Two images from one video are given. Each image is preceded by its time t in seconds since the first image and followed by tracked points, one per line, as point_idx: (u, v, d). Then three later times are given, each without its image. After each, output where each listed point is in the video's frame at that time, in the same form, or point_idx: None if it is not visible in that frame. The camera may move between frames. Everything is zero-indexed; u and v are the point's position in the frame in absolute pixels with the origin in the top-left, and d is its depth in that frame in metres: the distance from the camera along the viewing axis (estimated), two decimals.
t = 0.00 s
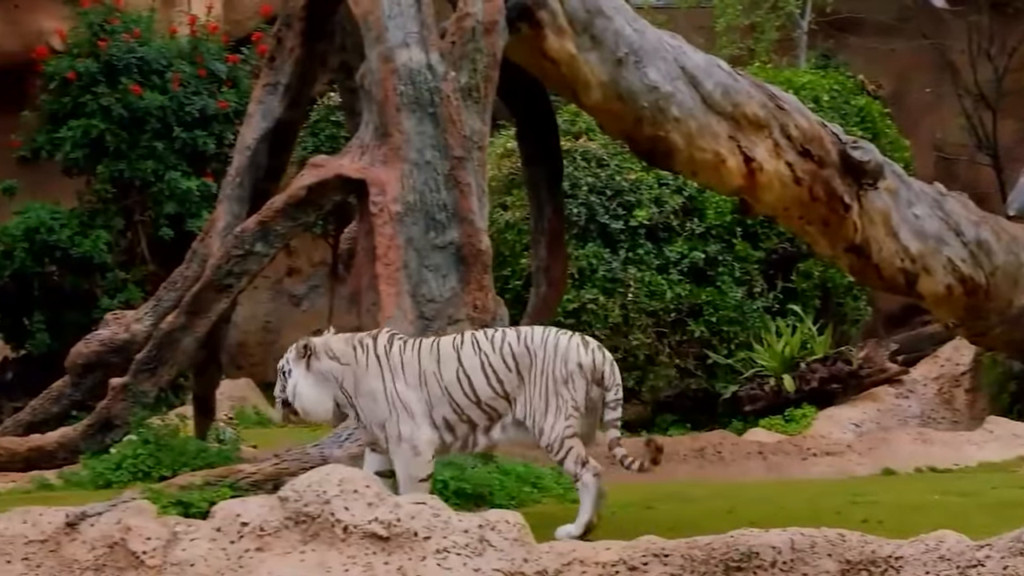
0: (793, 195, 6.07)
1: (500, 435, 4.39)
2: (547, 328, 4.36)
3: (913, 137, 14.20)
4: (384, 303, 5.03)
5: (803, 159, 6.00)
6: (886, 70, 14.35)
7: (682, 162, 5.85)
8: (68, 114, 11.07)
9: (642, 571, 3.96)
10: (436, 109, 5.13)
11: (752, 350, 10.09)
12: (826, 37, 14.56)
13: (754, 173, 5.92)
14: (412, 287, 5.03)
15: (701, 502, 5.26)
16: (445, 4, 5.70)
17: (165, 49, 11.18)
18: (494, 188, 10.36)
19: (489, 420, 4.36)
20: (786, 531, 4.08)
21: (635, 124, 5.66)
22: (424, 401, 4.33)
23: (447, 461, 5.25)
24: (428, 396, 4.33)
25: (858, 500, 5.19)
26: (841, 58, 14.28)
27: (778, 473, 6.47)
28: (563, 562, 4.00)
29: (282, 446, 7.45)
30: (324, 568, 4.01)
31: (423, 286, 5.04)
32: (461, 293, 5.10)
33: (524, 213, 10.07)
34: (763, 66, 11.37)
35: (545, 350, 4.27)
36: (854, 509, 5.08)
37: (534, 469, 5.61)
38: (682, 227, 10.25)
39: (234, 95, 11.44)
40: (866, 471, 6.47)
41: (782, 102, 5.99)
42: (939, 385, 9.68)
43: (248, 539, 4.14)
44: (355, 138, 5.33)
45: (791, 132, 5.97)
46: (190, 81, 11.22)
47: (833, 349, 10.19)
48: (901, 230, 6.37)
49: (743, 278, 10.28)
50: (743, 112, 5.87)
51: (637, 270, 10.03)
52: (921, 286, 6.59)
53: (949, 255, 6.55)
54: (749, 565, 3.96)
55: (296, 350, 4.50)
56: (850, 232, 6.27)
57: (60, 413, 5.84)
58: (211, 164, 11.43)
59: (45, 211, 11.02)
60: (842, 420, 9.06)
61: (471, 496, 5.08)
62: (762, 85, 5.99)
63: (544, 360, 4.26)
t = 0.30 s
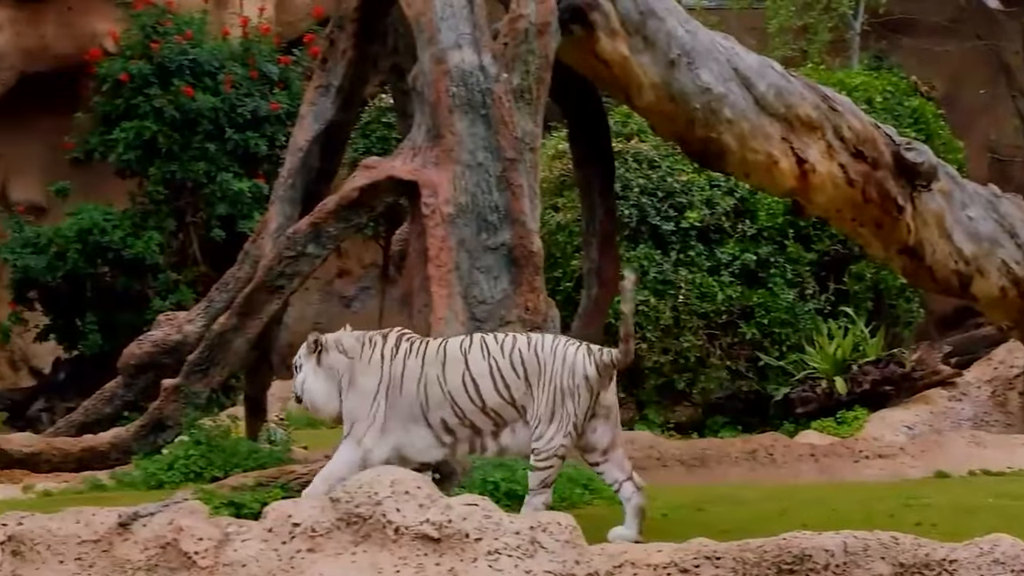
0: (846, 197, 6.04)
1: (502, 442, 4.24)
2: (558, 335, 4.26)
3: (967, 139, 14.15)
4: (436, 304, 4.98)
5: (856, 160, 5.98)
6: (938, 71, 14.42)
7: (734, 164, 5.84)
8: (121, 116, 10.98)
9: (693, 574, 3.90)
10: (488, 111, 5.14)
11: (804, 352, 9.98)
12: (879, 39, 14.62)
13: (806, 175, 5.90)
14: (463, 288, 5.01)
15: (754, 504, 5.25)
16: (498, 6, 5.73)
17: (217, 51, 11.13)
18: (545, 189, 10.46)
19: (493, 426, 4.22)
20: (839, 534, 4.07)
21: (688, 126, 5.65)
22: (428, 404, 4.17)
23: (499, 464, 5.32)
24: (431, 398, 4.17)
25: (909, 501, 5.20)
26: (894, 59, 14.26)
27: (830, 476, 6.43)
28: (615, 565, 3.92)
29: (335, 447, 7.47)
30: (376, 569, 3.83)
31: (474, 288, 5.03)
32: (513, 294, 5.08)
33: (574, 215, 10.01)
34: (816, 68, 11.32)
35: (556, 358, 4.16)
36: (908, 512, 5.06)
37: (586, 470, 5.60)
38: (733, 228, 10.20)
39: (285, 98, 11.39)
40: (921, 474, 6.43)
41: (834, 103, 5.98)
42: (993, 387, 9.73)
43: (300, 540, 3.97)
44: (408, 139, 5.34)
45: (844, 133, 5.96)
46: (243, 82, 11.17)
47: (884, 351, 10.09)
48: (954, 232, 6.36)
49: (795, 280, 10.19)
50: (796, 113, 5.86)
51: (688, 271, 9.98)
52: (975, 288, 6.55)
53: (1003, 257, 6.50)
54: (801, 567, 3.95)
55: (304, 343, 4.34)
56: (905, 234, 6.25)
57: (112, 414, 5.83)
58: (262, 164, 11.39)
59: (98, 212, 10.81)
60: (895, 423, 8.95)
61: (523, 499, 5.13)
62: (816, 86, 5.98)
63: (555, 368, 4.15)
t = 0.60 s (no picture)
0: (892, 198, 6.04)
1: (495, 444, 4.22)
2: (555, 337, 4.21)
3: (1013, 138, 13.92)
4: (479, 306, 4.96)
5: (901, 161, 5.98)
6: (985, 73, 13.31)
7: (778, 165, 5.84)
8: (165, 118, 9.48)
9: None
10: (532, 112, 5.14)
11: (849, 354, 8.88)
12: (924, 41, 13.69)
13: (851, 176, 5.90)
14: (507, 289, 5.01)
15: (796, 506, 5.23)
16: (542, 8, 5.76)
17: (261, 50, 9.55)
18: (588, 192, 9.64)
19: (484, 428, 4.20)
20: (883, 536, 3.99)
21: (733, 127, 5.66)
22: (417, 406, 4.23)
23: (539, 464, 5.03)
24: (422, 401, 4.23)
25: (956, 504, 5.14)
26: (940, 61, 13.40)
27: (875, 479, 6.39)
28: (658, 566, 3.83)
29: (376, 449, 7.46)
30: (419, 570, 3.79)
31: (518, 288, 5.03)
32: (557, 295, 5.06)
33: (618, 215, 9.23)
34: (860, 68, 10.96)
35: (549, 358, 4.12)
36: (953, 514, 5.02)
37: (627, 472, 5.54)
38: (778, 230, 9.35)
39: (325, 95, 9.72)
40: (966, 477, 6.43)
41: (880, 104, 5.97)
42: None
43: (343, 541, 3.91)
44: (451, 141, 5.34)
45: (890, 134, 5.96)
46: (287, 81, 9.54)
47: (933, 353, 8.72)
48: (1000, 234, 6.40)
49: (840, 281, 9.21)
50: (840, 114, 5.85)
51: (731, 273, 9.10)
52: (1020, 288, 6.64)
53: None
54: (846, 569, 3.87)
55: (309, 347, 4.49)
56: (950, 235, 6.29)
57: (155, 415, 5.92)
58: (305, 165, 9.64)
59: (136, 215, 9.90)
60: (938, 427, 7.40)
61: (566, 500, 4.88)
62: (861, 88, 5.97)
63: (548, 367, 4.11)
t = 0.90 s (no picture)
0: (944, 199, 6.07)
1: (496, 442, 4.37)
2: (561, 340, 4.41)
3: None
4: (529, 306, 4.99)
5: (954, 161, 6.00)
6: None
7: (830, 165, 5.83)
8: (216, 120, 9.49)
9: None
10: (582, 113, 5.13)
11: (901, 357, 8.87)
12: (975, 41, 13.65)
13: (904, 176, 5.89)
14: (557, 291, 5.02)
15: (849, 509, 5.19)
16: (592, 8, 5.78)
17: (312, 53, 9.51)
18: (639, 193, 9.53)
19: (487, 426, 4.36)
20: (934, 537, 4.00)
21: (785, 127, 5.64)
22: (424, 400, 4.38)
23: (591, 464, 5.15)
24: (429, 396, 4.38)
25: (1008, 507, 5.12)
26: (993, 61, 13.34)
27: (927, 480, 6.35)
28: (708, 568, 3.85)
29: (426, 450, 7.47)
30: (468, 571, 3.76)
31: (568, 290, 5.05)
32: (607, 296, 5.09)
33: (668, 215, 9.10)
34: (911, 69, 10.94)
35: (556, 360, 4.30)
36: (1007, 515, 4.99)
37: (677, 472, 5.50)
38: (828, 231, 9.35)
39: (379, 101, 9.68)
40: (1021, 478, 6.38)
41: (932, 104, 5.97)
42: None
43: (394, 542, 3.89)
44: (502, 142, 5.35)
45: (943, 135, 5.96)
46: (336, 85, 9.51)
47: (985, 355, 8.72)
48: None
49: (891, 282, 9.19)
50: (893, 114, 5.84)
51: (782, 274, 9.07)
52: None
53: None
54: (898, 571, 3.88)
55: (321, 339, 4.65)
56: (1003, 236, 6.33)
57: (206, 415, 6.01)
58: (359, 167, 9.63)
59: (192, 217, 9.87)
60: (991, 426, 7.27)
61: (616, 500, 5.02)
62: (912, 88, 5.96)
63: (554, 369, 4.30)
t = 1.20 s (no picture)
0: (990, 201, 5.95)
1: (510, 443, 4.41)
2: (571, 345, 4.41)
3: None
4: (573, 307, 5.01)
5: (1000, 161, 5.89)
6: None
7: (875, 166, 5.81)
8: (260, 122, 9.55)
9: None
10: (626, 113, 5.12)
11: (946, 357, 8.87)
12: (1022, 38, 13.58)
13: (949, 177, 5.83)
14: (601, 291, 5.02)
15: (894, 510, 5.17)
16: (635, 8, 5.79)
17: (354, 54, 9.54)
18: (682, 194, 9.54)
19: (500, 427, 4.41)
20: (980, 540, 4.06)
21: (830, 128, 5.69)
22: (439, 401, 4.46)
23: (635, 466, 5.16)
24: (442, 397, 4.46)
25: None
26: None
27: (971, 482, 6.33)
28: (754, 570, 3.84)
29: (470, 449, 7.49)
30: (513, 571, 3.75)
31: (612, 290, 5.04)
32: (651, 296, 5.07)
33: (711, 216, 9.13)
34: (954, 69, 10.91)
35: (563, 365, 4.32)
36: None
37: (721, 473, 5.50)
38: (873, 232, 9.35)
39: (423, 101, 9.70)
40: None
41: (978, 104, 5.91)
42: None
43: (437, 543, 3.87)
44: (545, 142, 5.35)
45: (989, 135, 5.89)
46: (379, 86, 9.48)
47: None
48: None
49: (936, 283, 9.22)
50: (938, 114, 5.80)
51: (826, 275, 9.09)
52: None
53: None
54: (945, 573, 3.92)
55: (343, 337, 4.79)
56: None
57: (249, 415, 6.07)
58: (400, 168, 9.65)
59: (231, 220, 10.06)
60: None
61: (659, 502, 5.01)
62: (958, 87, 5.92)
63: (562, 374, 4.31)
